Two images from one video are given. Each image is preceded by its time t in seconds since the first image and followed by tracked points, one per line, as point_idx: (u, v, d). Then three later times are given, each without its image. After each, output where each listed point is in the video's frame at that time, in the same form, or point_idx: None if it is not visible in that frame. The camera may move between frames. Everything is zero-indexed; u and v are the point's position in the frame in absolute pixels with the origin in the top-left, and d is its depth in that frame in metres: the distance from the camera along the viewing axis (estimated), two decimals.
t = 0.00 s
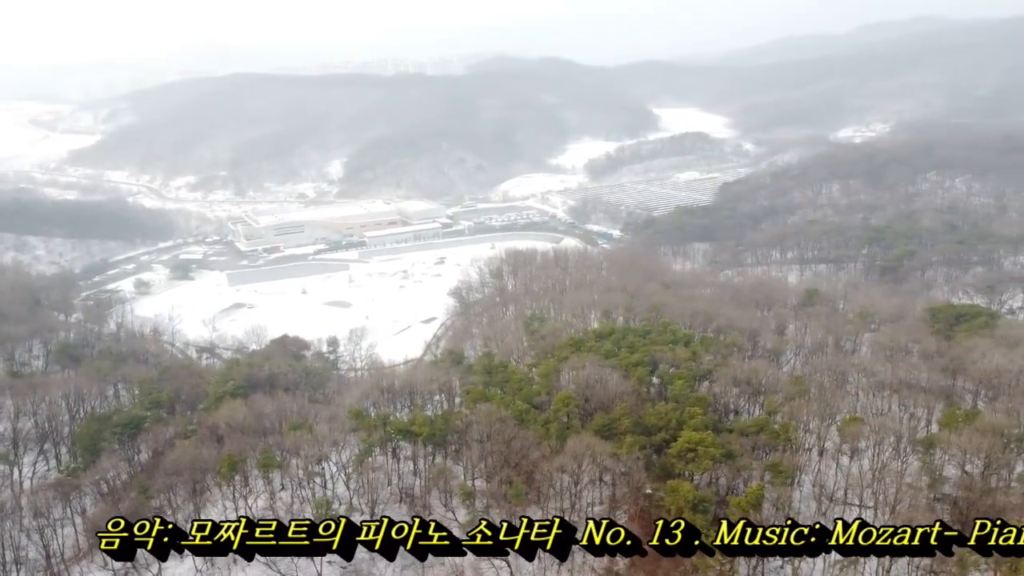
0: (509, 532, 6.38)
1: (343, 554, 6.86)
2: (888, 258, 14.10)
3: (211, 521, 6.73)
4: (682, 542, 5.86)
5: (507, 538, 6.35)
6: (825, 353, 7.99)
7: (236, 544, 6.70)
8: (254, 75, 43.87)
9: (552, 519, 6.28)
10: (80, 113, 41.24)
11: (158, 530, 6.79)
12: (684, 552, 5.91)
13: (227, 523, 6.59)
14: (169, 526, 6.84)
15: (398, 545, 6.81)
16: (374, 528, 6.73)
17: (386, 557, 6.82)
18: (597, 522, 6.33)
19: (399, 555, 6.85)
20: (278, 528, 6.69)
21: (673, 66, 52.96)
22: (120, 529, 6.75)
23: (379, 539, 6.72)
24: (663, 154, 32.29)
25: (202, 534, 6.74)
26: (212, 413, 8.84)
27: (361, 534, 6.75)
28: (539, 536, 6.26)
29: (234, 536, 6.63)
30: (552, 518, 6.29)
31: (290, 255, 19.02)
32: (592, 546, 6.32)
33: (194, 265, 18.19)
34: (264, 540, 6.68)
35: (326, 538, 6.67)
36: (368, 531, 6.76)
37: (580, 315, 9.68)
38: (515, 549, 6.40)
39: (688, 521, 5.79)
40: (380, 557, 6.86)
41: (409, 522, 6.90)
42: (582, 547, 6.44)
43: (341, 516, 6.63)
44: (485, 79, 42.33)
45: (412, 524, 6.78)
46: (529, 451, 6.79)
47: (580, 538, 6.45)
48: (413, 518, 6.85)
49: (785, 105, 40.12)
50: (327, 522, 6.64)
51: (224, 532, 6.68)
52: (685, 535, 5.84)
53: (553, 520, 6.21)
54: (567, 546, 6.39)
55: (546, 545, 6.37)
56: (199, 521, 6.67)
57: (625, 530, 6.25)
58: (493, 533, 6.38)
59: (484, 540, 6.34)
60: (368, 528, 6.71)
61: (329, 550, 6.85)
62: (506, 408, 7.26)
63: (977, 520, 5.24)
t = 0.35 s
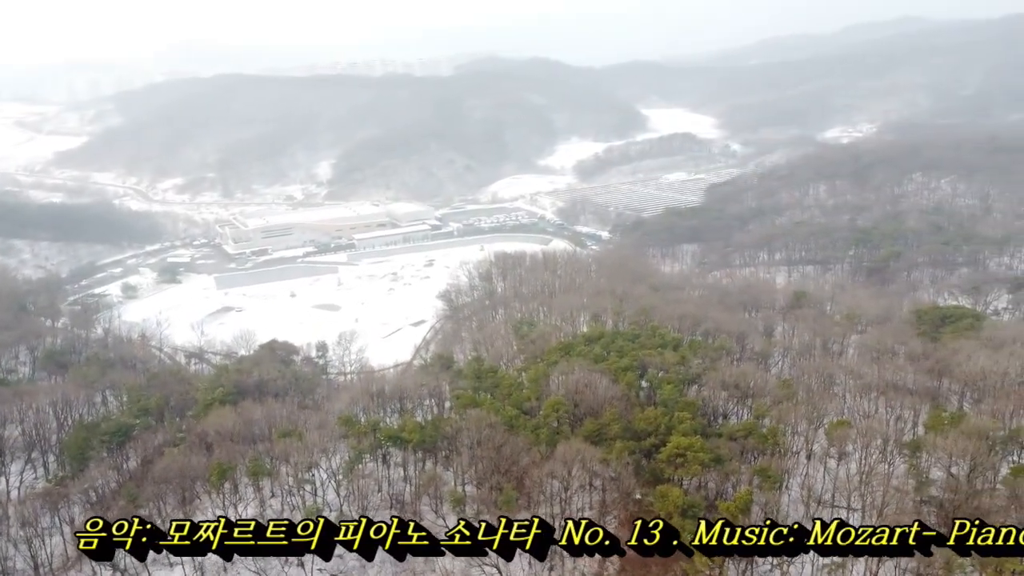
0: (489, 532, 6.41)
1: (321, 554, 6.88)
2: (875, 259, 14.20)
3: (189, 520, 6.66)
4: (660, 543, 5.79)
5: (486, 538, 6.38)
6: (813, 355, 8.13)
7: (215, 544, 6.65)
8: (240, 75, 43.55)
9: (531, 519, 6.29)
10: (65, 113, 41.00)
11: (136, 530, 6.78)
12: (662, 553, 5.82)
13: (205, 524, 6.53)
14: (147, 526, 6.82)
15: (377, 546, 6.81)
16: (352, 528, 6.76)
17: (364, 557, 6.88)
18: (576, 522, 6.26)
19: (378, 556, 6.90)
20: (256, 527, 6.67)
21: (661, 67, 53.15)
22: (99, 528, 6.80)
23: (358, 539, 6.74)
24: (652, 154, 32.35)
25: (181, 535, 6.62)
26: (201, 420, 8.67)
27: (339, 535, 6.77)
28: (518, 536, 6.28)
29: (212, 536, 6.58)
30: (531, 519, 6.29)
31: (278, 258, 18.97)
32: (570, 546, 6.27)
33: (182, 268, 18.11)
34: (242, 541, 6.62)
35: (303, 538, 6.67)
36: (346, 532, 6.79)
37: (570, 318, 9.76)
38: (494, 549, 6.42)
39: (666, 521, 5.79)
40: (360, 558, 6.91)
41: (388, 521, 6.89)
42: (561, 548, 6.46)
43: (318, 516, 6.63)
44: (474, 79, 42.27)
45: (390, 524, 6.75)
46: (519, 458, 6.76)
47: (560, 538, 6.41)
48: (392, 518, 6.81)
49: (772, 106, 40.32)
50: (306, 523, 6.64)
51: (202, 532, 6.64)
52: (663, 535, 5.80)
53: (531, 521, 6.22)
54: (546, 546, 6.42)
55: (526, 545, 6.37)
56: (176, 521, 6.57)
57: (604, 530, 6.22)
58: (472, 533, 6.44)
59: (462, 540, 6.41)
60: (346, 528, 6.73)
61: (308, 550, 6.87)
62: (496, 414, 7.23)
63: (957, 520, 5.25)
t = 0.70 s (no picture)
0: (467, 532, 6.48)
1: (301, 554, 6.73)
2: (869, 260, 14.21)
3: (168, 520, 6.49)
4: (639, 542, 6.00)
5: (464, 537, 6.47)
6: (808, 358, 8.35)
7: (194, 544, 6.52)
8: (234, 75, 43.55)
9: (510, 519, 6.19)
10: (60, 116, 41.28)
11: (114, 529, 6.54)
12: (640, 552, 6.04)
13: (183, 523, 6.42)
14: (126, 526, 6.56)
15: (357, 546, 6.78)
16: (332, 528, 6.66)
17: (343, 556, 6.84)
18: (554, 522, 6.18)
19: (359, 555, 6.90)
20: (235, 527, 6.57)
21: (655, 69, 53.35)
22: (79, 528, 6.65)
23: (337, 538, 6.65)
24: (646, 155, 32.30)
25: (159, 535, 6.47)
26: (197, 426, 8.49)
27: (319, 534, 6.66)
28: (497, 536, 6.18)
29: (191, 536, 6.45)
30: (509, 518, 6.19)
31: (273, 260, 19.00)
32: (549, 546, 6.16)
33: (177, 270, 18.13)
34: (220, 541, 6.51)
35: (282, 538, 6.57)
36: (326, 531, 6.68)
37: (566, 322, 9.88)
38: (473, 549, 6.48)
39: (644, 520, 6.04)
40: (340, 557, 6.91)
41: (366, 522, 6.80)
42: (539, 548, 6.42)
43: (297, 516, 6.56)
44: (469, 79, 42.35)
45: (369, 524, 6.67)
46: (516, 463, 6.66)
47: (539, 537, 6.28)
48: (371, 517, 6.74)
49: (766, 107, 40.37)
50: (285, 521, 6.55)
51: (181, 533, 6.47)
52: (642, 533, 6.03)
53: (510, 521, 6.12)
54: (524, 546, 6.31)
55: (504, 544, 6.27)
56: (155, 521, 6.42)
57: (583, 530, 6.17)
58: (451, 533, 6.59)
59: (440, 540, 6.57)
60: (326, 527, 6.64)
61: (286, 550, 6.74)
62: (492, 420, 7.20)
63: (935, 520, 5.33)
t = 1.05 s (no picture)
0: (445, 533, 6.42)
1: (280, 554, 6.61)
2: (865, 263, 14.26)
3: (147, 520, 6.43)
4: (618, 542, 5.97)
5: (444, 537, 6.40)
6: (805, 362, 8.58)
7: (172, 544, 6.44)
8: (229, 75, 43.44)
9: (488, 518, 6.16)
10: (55, 116, 41.28)
11: (94, 529, 6.45)
12: (619, 551, 5.99)
13: (162, 523, 6.35)
14: (105, 524, 6.49)
15: (335, 546, 6.66)
16: (310, 528, 6.54)
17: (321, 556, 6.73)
18: (533, 521, 6.11)
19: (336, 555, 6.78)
20: (214, 527, 6.52)
21: (652, 69, 53.31)
22: (56, 528, 6.41)
23: (316, 539, 6.51)
24: (642, 156, 32.20)
25: (139, 534, 6.40)
26: (194, 432, 8.41)
27: (297, 535, 6.52)
28: (474, 536, 6.16)
29: (170, 535, 6.38)
30: (488, 518, 6.15)
31: (269, 262, 18.99)
32: (527, 546, 6.17)
33: (173, 273, 18.10)
34: (200, 541, 6.49)
35: (261, 539, 6.47)
36: (305, 531, 6.55)
37: (563, 325, 9.98)
38: (452, 549, 6.44)
39: (623, 520, 6.01)
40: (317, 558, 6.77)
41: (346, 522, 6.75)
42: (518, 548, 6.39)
43: (277, 516, 6.46)
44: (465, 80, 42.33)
45: (348, 523, 6.62)
46: (513, 469, 6.62)
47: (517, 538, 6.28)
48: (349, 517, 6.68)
49: (762, 107, 40.37)
50: (263, 522, 6.49)
51: (160, 532, 6.40)
52: (621, 533, 6.00)
53: (489, 520, 6.08)
54: (502, 546, 6.31)
55: (483, 545, 6.26)
56: (134, 520, 6.36)
57: (561, 529, 6.14)
58: (430, 533, 6.46)
59: (419, 540, 6.40)
60: (305, 527, 6.51)
61: (265, 550, 6.66)
62: (489, 425, 7.16)
63: (914, 520, 5.41)
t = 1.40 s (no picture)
0: (424, 532, 6.52)
1: (258, 553, 6.65)
2: (864, 265, 14.27)
3: (125, 520, 6.32)
4: (597, 541, 5.98)
5: (422, 538, 6.48)
6: (804, 365, 8.60)
7: (151, 544, 6.31)
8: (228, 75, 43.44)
9: (466, 519, 6.23)
10: (55, 116, 41.36)
11: (73, 529, 6.45)
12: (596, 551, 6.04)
13: (140, 524, 6.20)
14: (84, 525, 6.49)
15: (314, 546, 6.51)
16: (289, 528, 6.42)
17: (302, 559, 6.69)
18: (512, 522, 6.11)
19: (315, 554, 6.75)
20: (193, 527, 6.35)
21: (651, 69, 53.29)
22: (35, 528, 6.44)
23: (294, 539, 6.41)
24: (642, 156, 32.15)
25: (117, 535, 6.30)
26: (194, 436, 8.39)
27: (275, 535, 6.43)
28: (452, 537, 6.29)
29: (148, 537, 6.25)
30: (466, 519, 6.23)
31: (269, 263, 19.00)
32: (505, 546, 6.15)
33: (174, 274, 18.11)
34: (178, 541, 6.29)
35: (239, 539, 6.40)
36: (283, 531, 6.44)
37: (563, 329, 9.99)
38: (429, 549, 6.53)
39: (601, 520, 6.04)
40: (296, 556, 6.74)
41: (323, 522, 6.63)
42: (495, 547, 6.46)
43: (254, 516, 6.37)
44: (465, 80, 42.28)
45: (326, 523, 6.48)
46: (512, 473, 6.54)
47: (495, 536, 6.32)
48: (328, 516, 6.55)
49: (762, 107, 40.30)
50: (242, 522, 6.39)
51: (138, 533, 6.27)
52: (599, 533, 6.02)
53: (466, 521, 6.16)
54: (480, 546, 6.38)
55: (462, 545, 6.37)
56: (112, 520, 6.26)
57: (540, 530, 6.13)
58: (408, 533, 6.49)
59: (397, 540, 6.43)
60: (283, 528, 6.40)
61: (244, 549, 6.62)
62: (489, 429, 7.13)
63: (894, 521, 5.44)
